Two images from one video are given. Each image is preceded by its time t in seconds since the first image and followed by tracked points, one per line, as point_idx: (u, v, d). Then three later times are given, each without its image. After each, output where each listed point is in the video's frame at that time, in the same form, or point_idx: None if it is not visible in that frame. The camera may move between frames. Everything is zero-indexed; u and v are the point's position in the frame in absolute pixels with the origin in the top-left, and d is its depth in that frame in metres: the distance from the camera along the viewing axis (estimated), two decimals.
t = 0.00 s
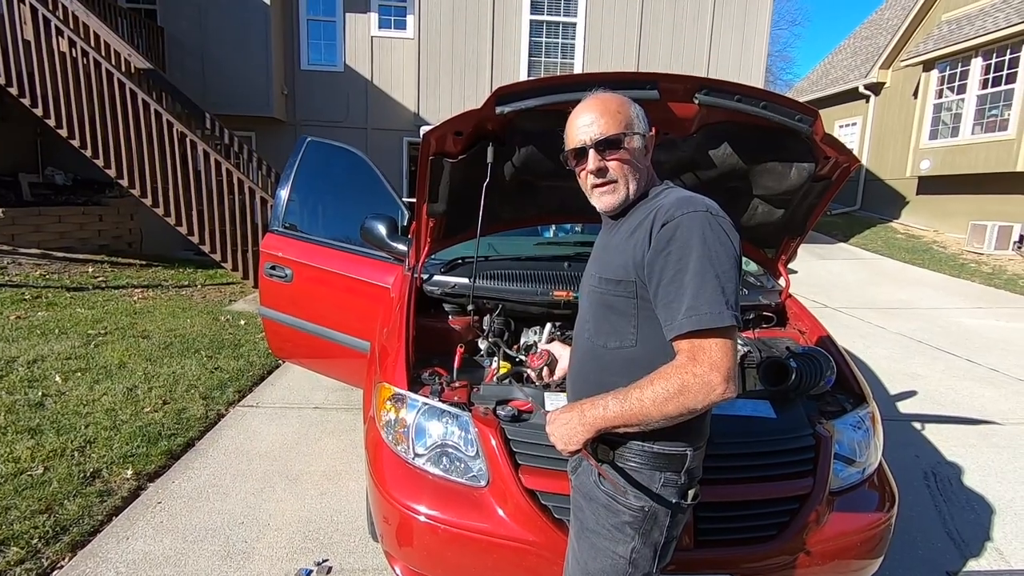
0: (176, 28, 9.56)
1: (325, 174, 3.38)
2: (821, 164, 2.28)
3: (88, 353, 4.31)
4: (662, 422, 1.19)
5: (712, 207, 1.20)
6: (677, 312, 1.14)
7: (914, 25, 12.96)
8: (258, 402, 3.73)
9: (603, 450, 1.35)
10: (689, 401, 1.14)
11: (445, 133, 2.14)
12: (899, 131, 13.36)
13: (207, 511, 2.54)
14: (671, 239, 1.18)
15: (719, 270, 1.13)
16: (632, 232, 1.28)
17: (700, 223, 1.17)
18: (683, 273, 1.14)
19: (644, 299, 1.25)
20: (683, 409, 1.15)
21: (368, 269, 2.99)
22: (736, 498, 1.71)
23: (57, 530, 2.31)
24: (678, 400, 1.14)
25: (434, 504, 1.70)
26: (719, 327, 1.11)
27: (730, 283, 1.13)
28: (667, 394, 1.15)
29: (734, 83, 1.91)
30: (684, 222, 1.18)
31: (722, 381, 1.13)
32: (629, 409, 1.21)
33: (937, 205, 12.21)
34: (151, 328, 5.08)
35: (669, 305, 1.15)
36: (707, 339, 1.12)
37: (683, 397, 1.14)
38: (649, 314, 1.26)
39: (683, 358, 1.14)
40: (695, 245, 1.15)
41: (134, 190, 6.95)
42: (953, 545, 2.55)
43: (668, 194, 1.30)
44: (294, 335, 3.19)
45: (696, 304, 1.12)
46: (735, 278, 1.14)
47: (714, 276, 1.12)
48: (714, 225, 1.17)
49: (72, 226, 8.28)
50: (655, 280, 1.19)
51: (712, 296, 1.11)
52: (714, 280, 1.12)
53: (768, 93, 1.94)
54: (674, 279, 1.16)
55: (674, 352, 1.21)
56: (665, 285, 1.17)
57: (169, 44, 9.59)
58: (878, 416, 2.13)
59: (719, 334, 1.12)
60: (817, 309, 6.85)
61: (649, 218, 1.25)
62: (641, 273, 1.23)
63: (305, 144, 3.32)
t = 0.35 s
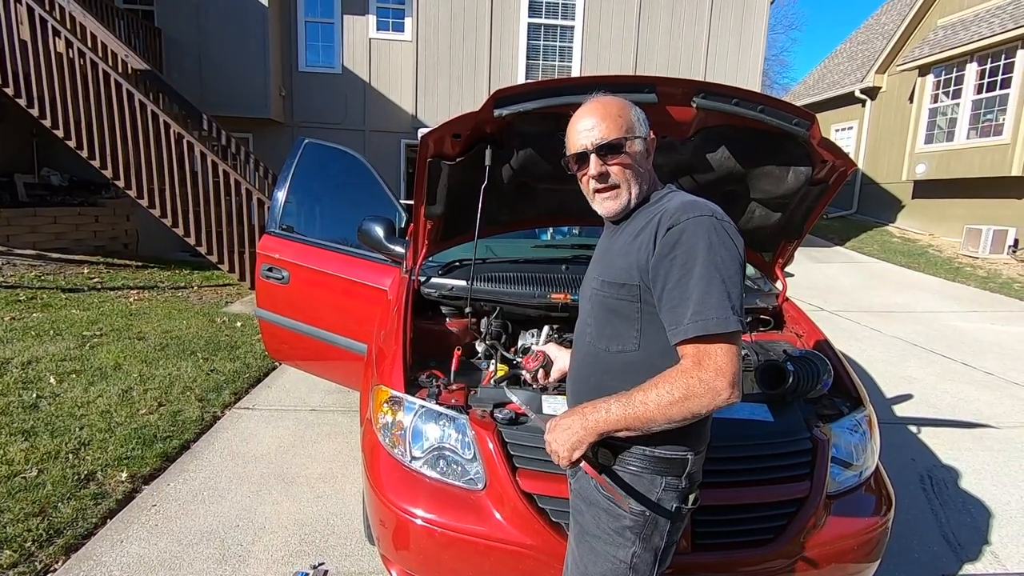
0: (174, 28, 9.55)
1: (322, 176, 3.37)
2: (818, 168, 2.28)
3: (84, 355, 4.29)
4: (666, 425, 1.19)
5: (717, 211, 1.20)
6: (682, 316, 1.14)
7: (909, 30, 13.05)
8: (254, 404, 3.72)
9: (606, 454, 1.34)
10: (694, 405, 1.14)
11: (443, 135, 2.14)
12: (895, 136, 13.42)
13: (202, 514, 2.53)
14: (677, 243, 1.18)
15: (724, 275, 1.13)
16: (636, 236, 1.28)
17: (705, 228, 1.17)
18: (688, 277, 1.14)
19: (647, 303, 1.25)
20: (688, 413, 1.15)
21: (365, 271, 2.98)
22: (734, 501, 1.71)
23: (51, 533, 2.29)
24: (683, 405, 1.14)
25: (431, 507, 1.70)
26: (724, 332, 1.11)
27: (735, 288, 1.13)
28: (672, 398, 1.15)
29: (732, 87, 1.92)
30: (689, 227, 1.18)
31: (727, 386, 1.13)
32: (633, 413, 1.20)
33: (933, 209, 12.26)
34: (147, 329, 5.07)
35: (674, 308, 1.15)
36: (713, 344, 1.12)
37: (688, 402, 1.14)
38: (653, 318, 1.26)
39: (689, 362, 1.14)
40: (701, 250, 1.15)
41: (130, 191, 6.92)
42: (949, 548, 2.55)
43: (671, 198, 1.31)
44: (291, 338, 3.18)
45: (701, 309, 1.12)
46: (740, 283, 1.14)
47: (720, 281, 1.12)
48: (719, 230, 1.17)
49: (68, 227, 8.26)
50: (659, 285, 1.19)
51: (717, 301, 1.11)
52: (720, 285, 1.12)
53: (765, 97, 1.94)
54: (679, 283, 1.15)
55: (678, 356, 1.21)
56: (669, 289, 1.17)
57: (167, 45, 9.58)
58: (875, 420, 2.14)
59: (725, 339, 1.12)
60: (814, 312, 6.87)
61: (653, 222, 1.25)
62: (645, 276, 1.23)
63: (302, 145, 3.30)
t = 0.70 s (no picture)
0: (172, 29, 9.53)
1: (321, 178, 3.37)
2: (816, 171, 2.28)
3: (81, 357, 4.28)
4: (670, 428, 1.19)
5: (720, 216, 1.21)
6: (687, 320, 1.14)
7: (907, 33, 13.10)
8: (252, 406, 3.71)
9: (608, 458, 1.34)
10: (701, 407, 1.14)
11: (442, 137, 2.14)
12: (892, 138, 13.46)
13: (200, 517, 2.52)
14: (681, 247, 1.18)
15: (729, 278, 1.13)
16: (638, 240, 1.28)
17: (709, 232, 1.17)
18: (693, 281, 1.14)
19: (651, 307, 1.25)
20: (694, 416, 1.15)
21: (363, 273, 2.98)
22: (733, 504, 1.71)
23: (47, 536, 2.28)
24: (689, 408, 1.14)
25: (429, 510, 1.69)
26: (730, 335, 1.11)
27: (740, 292, 1.13)
28: (678, 402, 1.15)
29: (730, 90, 1.92)
30: (693, 230, 1.18)
31: (733, 390, 1.13)
32: (638, 418, 1.20)
33: (930, 211, 12.29)
34: (144, 331, 5.06)
35: (679, 312, 1.15)
36: (719, 348, 1.12)
37: (693, 405, 1.14)
38: (656, 321, 1.26)
39: (695, 366, 1.14)
40: (705, 253, 1.15)
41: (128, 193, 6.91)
42: (947, 551, 2.56)
43: (673, 202, 1.31)
44: (289, 340, 3.18)
45: (707, 312, 1.12)
46: (744, 287, 1.14)
47: (725, 284, 1.13)
48: (723, 234, 1.17)
49: (65, 228, 8.24)
50: (664, 289, 1.19)
51: (723, 305, 1.11)
52: (725, 288, 1.12)
53: (762, 100, 1.94)
54: (684, 287, 1.15)
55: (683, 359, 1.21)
56: (673, 293, 1.17)
57: (165, 46, 9.57)
58: (873, 423, 2.14)
59: (729, 343, 1.12)
60: (812, 314, 6.88)
61: (657, 226, 1.25)
62: (649, 280, 1.23)
63: (301, 147, 3.31)
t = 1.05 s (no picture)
0: (170, 31, 9.53)
1: (319, 179, 3.36)
2: (814, 172, 2.28)
3: (78, 359, 4.26)
4: (668, 436, 1.18)
5: (719, 220, 1.20)
6: (684, 324, 1.14)
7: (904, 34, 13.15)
8: (250, 408, 3.70)
9: (607, 459, 1.34)
10: (696, 414, 1.14)
11: (440, 140, 2.14)
12: (890, 140, 13.49)
13: (198, 519, 2.51)
14: (680, 251, 1.17)
15: (727, 283, 1.13)
16: (638, 243, 1.28)
17: (708, 236, 1.17)
18: (691, 285, 1.14)
19: (649, 310, 1.25)
20: (689, 423, 1.15)
21: (361, 275, 2.97)
22: (732, 505, 1.71)
23: (44, 539, 2.27)
24: (685, 413, 1.14)
25: (428, 512, 1.69)
26: (727, 340, 1.11)
27: (738, 297, 1.13)
28: (675, 407, 1.15)
29: (728, 91, 1.92)
30: (691, 235, 1.18)
31: (729, 395, 1.13)
32: (635, 423, 1.20)
33: (927, 212, 12.32)
34: (143, 333, 5.05)
35: (677, 316, 1.15)
36: (716, 353, 1.12)
37: (690, 410, 1.14)
38: (655, 325, 1.25)
39: (692, 371, 1.14)
40: (704, 258, 1.14)
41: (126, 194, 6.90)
42: (946, 551, 2.56)
43: (674, 205, 1.31)
44: (288, 341, 3.17)
45: (704, 317, 1.12)
46: (742, 291, 1.14)
47: (722, 289, 1.12)
48: (722, 239, 1.17)
49: (63, 230, 8.22)
50: (662, 293, 1.19)
51: (720, 310, 1.11)
52: (722, 294, 1.12)
53: (761, 101, 1.95)
54: (682, 291, 1.15)
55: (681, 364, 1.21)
56: (671, 297, 1.17)
57: (162, 47, 9.55)
58: (871, 423, 2.14)
59: (727, 348, 1.12)
60: (810, 315, 6.89)
61: (657, 229, 1.25)
62: (647, 284, 1.23)
63: (298, 149, 3.29)
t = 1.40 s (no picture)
0: (169, 35, 9.53)
1: (317, 182, 3.36)
2: (813, 175, 2.28)
3: (77, 363, 4.26)
4: (674, 440, 1.18)
5: (720, 222, 1.20)
6: (689, 327, 1.14)
7: (901, 36, 13.17)
8: (249, 411, 3.70)
9: (609, 463, 1.32)
10: (702, 416, 1.13)
11: (439, 143, 2.14)
12: (888, 141, 13.51)
13: (197, 523, 2.51)
14: (682, 253, 1.17)
15: (730, 285, 1.13)
16: (638, 246, 1.28)
17: (710, 238, 1.17)
18: (694, 287, 1.14)
19: (652, 313, 1.25)
20: (695, 426, 1.14)
21: (361, 278, 2.97)
22: (732, 508, 1.71)
23: (42, 544, 2.27)
24: (691, 416, 1.14)
25: (427, 517, 1.68)
26: (732, 342, 1.11)
27: (741, 299, 1.13)
28: (680, 411, 1.14)
29: (727, 94, 1.92)
30: (693, 237, 1.18)
31: (734, 397, 1.13)
32: (640, 428, 1.19)
33: (926, 213, 12.33)
34: (142, 336, 5.04)
35: (680, 319, 1.15)
36: (720, 355, 1.12)
37: (695, 413, 1.13)
38: (657, 328, 1.25)
39: (697, 373, 1.14)
40: (707, 260, 1.14)
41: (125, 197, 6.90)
42: (947, 554, 2.55)
43: (673, 207, 1.31)
44: (287, 345, 3.17)
45: (709, 320, 1.12)
46: (745, 292, 1.14)
47: (725, 291, 1.13)
48: (725, 241, 1.17)
49: (62, 234, 8.21)
50: (664, 295, 1.19)
51: (724, 311, 1.11)
52: (726, 295, 1.12)
53: (760, 104, 1.95)
54: (685, 293, 1.15)
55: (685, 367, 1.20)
56: (675, 300, 1.17)
57: (161, 50, 9.56)
58: (872, 425, 2.13)
59: (731, 350, 1.12)
60: (809, 316, 6.89)
61: (658, 232, 1.25)
62: (649, 287, 1.23)
63: (298, 152, 3.31)
